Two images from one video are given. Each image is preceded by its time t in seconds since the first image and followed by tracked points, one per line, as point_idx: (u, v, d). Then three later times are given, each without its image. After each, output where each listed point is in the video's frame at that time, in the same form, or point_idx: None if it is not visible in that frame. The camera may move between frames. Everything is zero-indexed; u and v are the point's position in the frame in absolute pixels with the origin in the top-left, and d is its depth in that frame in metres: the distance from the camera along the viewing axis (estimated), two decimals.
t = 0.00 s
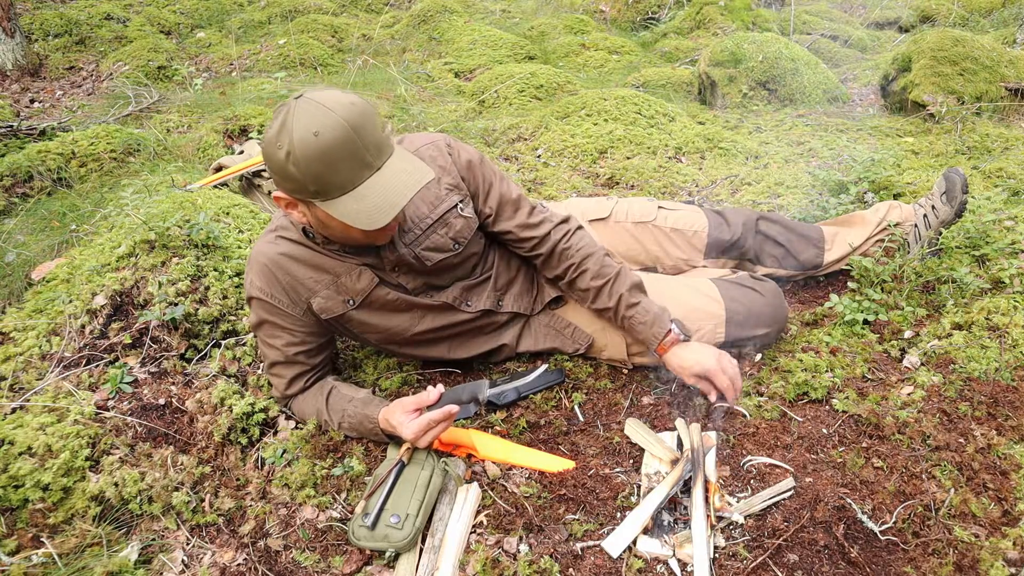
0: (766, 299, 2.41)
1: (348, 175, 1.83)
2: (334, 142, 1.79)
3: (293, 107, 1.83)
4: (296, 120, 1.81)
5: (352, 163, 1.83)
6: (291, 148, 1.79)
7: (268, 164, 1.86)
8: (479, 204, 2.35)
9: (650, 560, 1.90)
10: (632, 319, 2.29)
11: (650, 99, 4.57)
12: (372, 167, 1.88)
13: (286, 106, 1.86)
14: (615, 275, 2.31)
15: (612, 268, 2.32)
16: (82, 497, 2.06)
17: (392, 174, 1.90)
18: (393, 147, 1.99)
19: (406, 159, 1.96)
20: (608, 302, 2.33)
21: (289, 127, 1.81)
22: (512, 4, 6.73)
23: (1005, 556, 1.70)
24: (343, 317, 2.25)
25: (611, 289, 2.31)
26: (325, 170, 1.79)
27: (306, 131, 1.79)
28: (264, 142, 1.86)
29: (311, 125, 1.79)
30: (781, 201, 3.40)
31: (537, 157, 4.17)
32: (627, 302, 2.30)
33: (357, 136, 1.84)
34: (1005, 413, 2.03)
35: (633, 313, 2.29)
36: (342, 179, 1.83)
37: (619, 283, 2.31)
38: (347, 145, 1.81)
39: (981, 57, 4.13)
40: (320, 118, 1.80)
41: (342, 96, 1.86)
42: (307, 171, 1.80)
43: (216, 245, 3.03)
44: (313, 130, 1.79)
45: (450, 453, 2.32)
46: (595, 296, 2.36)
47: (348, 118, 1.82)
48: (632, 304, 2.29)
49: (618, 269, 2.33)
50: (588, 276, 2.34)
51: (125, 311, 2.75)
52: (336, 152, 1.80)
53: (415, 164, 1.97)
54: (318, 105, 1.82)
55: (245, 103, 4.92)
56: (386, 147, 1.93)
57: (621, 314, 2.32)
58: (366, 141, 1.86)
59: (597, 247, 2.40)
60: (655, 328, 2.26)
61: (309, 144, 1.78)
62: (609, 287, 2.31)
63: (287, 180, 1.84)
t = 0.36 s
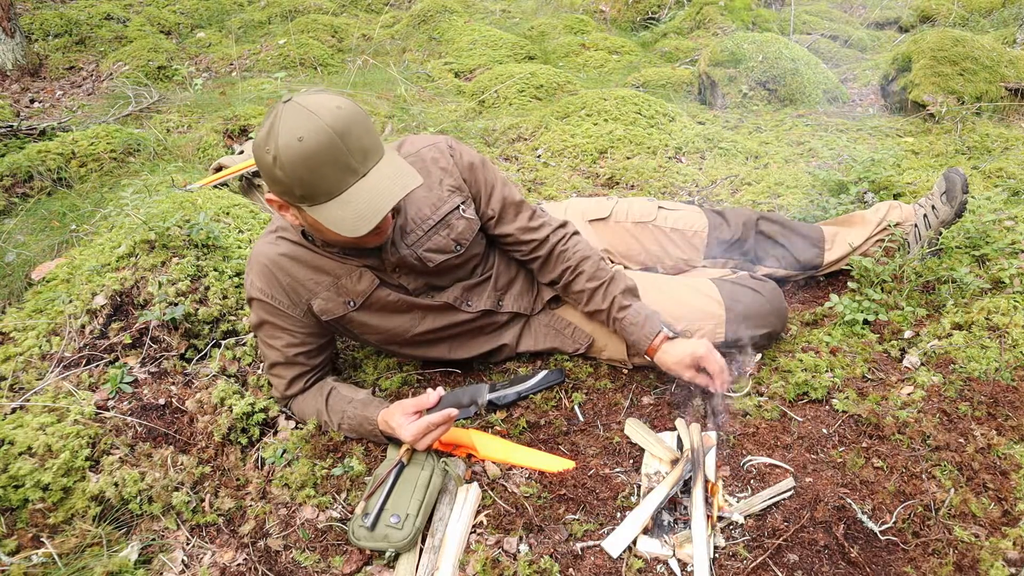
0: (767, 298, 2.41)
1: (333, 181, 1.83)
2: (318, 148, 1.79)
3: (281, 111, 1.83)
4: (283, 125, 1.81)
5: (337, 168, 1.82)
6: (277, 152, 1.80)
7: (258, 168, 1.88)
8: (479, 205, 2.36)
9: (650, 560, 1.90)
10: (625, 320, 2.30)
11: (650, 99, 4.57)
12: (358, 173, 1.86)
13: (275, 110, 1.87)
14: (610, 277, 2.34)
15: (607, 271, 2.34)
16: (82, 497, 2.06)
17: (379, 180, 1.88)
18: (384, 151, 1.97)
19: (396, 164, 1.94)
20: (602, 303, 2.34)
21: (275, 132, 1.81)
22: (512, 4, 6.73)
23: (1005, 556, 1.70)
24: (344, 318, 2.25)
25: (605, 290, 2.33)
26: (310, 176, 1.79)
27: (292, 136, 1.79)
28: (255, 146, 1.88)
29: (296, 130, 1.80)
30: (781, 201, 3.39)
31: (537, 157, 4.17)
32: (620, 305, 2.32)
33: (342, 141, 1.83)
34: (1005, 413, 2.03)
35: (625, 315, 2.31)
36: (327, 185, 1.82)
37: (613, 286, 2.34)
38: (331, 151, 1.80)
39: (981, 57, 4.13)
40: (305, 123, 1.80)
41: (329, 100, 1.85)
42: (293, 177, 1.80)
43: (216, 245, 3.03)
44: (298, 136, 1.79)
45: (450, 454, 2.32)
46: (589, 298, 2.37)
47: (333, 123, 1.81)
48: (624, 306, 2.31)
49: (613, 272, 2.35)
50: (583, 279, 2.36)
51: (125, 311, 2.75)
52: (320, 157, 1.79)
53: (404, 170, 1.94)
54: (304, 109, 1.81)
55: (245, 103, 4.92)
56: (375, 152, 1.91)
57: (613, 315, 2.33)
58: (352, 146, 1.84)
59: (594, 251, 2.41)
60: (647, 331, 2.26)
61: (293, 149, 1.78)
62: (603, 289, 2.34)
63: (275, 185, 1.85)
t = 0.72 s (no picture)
0: (766, 298, 2.41)
1: (336, 181, 1.83)
2: (319, 149, 1.78)
3: (280, 114, 1.83)
4: (283, 128, 1.81)
5: (340, 169, 1.82)
6: (278, 155, 1.79)
7: (259, 172, 1.87)
8: (480, 204, 2.37)
9: (650, 560, 1.90)
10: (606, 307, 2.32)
11: (650, 99, 4.57)
12: (361, 173, 1.86)
13: (274, 113, 1.86)
14: (598, 269, 2.38)
15: (596, 264, 2.39)
16: (82, 497, 2.06)
17: (381, 180, 1.89)
18: (384, 151, 1.98)
19: (396, 164, 1.95)
20: (586, 292, 2.37)
21: (276, 135, 1.81)
22: (511, 4, 6.73)
23: (1005, 556, 1.70)
24: (344, 318, 2.25)
25: (592, 281, 2.37)
26: (313, 178, 1.79)
27: (293, 138, 1.79)
28: (255, 150, 1.87)
29: (298, 132, 1.79)
30: (781, 201, 3.39)
31: (537, 157, 4.17)
32: (604, 294, 2.35)
33: (344, 141, 1.83)
34: (1005, 413, 2.03)
35: (608, 303, 2.33)
36: (330, 186, 1.82)
37: (600, 277, 2.37)
38: (333, 152, 1.80)
39: (981, 57, 4.13)
40: (305, 125, 1.79)
41: (328, 102, 1.85)
42: (296, 179, 1.80)
43: (216, 245, 3.03)
44: (300, 138, 1.78)
45: (450, 453, 2.32)
46: (574, 288, 2.40)
47: (334, 124, 1.81)
48: (607, 296, 2.33)
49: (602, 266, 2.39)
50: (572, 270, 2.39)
51: (125, 311, 2.75)
52: (323, 159, 1.79)
53: (404, 170, 1.95)
54: (304, 112, 1.81)
55: (245, 103, 4.92)
56: (375, 152, 1.91)
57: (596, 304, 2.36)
58: (353, 146, 1.84)
59: (587, 248, 2.46)
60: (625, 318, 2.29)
61: (295, 151, 1.78)
62: (590, 279, 2.37)
63: (277, 188, 1.84)
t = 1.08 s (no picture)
0: (766, 298, 2.41)
1: (325, 188, 1.82)
2: (308, 156, 1.78)
3: (270, 119, 1.82)
4: (273, 134, 1.80)
5: (329, 175, 1.81)
6: (268, 161, 1.79)
7: (252, 177, 1.88)
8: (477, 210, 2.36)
9: (650, 560, 1.90)
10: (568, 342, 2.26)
11: (650, 99, 4.57)
12: (350, 179, 1.85)
13: (266, 118, 1.86)
14: (571, 301, 2.31)
15: (572, 295, 2.32)
16: (82, 497, 2.06)
17: (371, 185, 1.88)
18: (377, 155, 1.96)
19: (388, 168, 1.93)
20: (556, 322, 2.32)
21: (266, 141, 1.80)
22: (511, 4, 6.73)
23: (1005, 556, 1.70)
24: (342, 318, 2.26)
25: (562, 312, 2.31)
26: (302, 184, 1.78)
27: (282, 144, 1.78)
28: (247, 154, 1.87)
29: (286, 139, 1.78)
30: (781, 201, 3.39)
31: (537, 157, 4.17)
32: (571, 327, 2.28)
33: (333, 148, 1.82)
34: (1005, 413, 2.03)
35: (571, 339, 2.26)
36: (320, 192, 1.82)
37: (572, 309, 2.30)
38: (322, 158, 1.79)
39: (980, 57, 4.13)
40: (295, 131, 1.78)
41: (318, 107, 1.84)
42: (286, 185, 1.80)
43: (216, 245, 3.03)
44: (288, 144, 1.78)
45: (450, 454, 2.32)
46: (547, 314, 2.36)
47: (323, 130, 1.80)
48: (572, 330, 2.27)
49: (579, 297, 2.33)
50: (548, 296, 2.36)
51: (125, 311, 2.75)
52: (312, 165, 1.78)
53: (396, 174, 1.93)
54: (294, 117, 1.80)
55: (245, 103, 4.92)
56: (366, 157, 1.90)
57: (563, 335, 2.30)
58: (343, 153, 1.83)
59: (573, 273, 2.40)
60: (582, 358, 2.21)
61: (284, 158, 1.77)
62: (561, 309, 2.31)
63: (268, 193, 1.85)
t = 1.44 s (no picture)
0: (766, 298, 2.41)
1: (324, 190, 1.82)
2: (306, 158, 1.77)
3: (268, 121, 1.82)
4: (271, 135, 1.80)
5: (327, 177, 1.81)
6: (266, 163, 1.79)
7: (251, 179, 1.88)
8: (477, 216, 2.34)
9: (650, 560, 1.90)
10: (577, 372, 2.18)
11: (650, 99, 4.57)
12: (349, 181, 1.85)
13: (264, 120, 1.86)
14: (575, 327, 2.22)
15: (576, 320, 2.24)
16: (82, 497, 2.06)
17: (370, 187, 1.87)
18: (376, 156, 1.95)
19: (387, 169, 1.93)
20: (562, 350, 2.25)
21: (264, 143, 1.80)
22: (512, 5, 6.73)
23: (1005, 556, 1.70)
24: (342, 319, 2.26)
25: (567, 339, 2.23)
26: (300, 186, 1.78)
27: (280, 146, 1.78)
28: (246, 156, 1.87)
29: (284, 141, 1.78)
30: (781, 201, 3.39)
31: (537, 157, 4.17)
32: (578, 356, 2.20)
33: (331, 150, 1.81)
34: (1005, 413, 2.03)
35: (580, 367, 2.18)
36: (318, 194, 1.81)
37: (577, 336, 2.22)
38: (319, 160, 1.79)
39: (981, 57, 4.13)
40: (293, 133, 1.79)
41: (316, 108, 1.84)
42: (284, 187, 1.80)
43: (216, 245, 3.03)
44: (286, 146, 1.78)
45: (450, 454, 2.32)
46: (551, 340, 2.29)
47: (321, 132, 1.80)
48: (580, 358, 2.19)
49: (583, 321, 2.24)
50: (550, 321, 2.28)
51: (125, 311, 2.75)
52: (310, 167, 1.78)
53: (395, 176, 1.93)
54: (292, 119, 1.80)
55: (245, 103, 4.92)
56: (365, 158, 1.89)
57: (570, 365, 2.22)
58: (341, 155, 1.82)
59: (572, 290, 2.32)
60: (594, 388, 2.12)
61: (282, 160, 1.77)
62: (566, 336, 2.24)
63: (267, 196, 1.85)
